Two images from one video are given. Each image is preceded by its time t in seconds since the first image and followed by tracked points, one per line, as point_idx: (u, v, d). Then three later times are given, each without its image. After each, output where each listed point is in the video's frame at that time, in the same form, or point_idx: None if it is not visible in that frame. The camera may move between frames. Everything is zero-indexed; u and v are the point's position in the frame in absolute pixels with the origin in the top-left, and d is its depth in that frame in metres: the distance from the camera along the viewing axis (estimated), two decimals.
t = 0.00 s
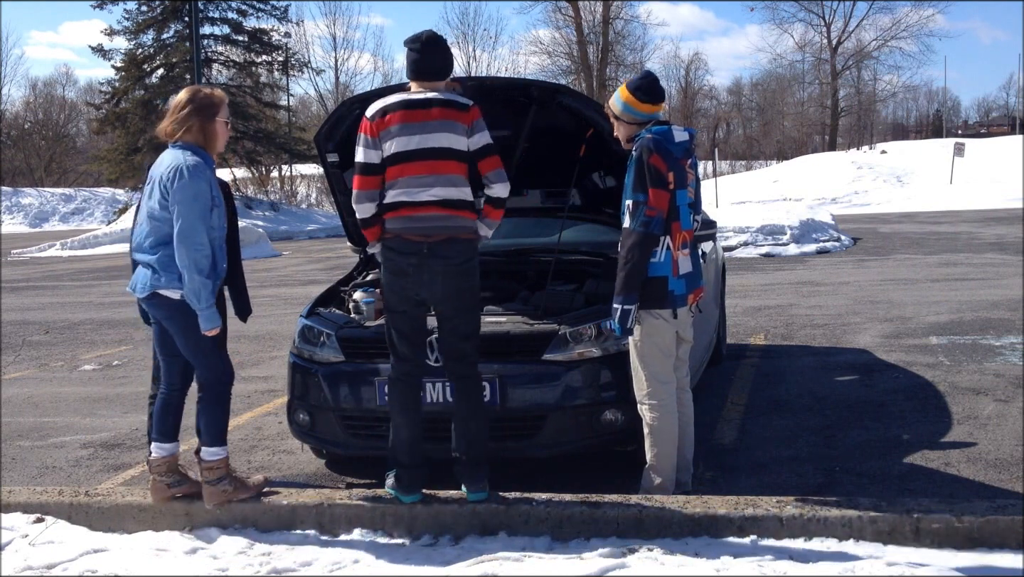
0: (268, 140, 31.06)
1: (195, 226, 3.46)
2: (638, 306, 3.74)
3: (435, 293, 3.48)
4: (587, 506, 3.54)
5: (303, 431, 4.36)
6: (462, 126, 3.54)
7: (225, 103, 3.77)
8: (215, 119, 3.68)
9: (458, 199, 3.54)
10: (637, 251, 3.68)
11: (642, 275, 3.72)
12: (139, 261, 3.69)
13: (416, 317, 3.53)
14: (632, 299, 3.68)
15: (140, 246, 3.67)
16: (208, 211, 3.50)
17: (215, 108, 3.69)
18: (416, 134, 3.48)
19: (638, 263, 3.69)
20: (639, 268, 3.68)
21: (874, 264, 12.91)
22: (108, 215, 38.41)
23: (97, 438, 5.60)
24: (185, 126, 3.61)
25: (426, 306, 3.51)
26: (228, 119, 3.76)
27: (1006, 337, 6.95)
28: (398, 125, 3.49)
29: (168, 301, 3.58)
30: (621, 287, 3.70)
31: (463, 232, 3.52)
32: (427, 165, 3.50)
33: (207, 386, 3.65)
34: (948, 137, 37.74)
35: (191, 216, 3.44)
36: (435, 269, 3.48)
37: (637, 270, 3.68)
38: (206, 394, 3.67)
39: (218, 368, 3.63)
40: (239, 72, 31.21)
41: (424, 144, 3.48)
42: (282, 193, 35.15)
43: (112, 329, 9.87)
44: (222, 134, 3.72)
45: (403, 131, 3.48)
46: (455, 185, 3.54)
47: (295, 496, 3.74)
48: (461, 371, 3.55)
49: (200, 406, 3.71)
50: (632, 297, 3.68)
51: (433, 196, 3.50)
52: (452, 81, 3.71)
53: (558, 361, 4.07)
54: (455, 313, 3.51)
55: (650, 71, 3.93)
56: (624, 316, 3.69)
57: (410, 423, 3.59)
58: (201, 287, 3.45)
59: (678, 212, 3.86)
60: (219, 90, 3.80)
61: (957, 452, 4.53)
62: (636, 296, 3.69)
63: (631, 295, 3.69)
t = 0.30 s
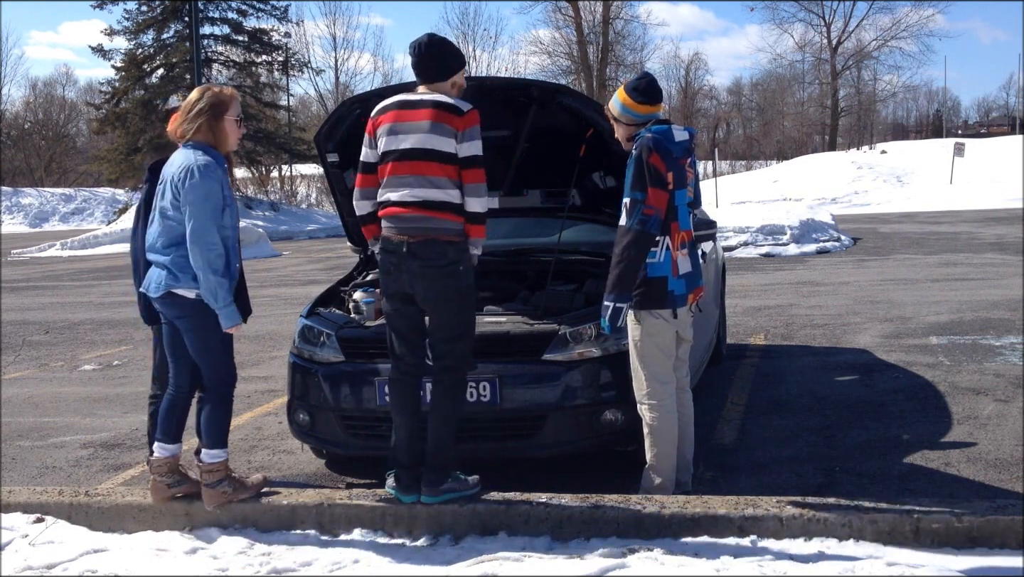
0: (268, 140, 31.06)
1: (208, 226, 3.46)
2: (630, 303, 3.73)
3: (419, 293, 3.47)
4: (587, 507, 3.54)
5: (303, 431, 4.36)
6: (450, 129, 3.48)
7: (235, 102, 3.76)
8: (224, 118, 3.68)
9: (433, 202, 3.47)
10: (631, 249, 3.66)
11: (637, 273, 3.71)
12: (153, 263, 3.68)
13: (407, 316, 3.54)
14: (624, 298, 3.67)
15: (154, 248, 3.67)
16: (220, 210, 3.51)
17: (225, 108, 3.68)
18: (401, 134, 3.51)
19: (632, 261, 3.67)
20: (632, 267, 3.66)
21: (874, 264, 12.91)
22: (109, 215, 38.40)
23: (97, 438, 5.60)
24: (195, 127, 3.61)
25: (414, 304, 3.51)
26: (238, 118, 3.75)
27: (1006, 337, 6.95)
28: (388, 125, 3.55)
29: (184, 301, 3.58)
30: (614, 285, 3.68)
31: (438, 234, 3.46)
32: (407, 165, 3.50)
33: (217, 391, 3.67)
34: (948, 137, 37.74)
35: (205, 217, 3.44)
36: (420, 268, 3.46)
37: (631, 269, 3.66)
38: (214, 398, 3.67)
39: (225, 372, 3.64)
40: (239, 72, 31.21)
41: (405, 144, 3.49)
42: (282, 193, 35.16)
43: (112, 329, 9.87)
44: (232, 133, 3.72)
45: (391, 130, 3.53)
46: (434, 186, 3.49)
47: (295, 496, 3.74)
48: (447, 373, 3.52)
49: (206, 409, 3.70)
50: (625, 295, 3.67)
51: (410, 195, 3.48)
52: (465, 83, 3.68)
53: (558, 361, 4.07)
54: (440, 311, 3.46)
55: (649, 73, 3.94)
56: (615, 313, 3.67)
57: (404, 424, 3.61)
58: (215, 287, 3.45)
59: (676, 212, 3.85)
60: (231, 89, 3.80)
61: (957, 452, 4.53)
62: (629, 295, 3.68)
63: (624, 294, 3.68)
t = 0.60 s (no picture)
0: (268, 140, 31.06)
1: (211, 227, 3.45)
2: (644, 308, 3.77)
3: (416, 293, 3.48)
4: (586, 506, 3.54)
5: (303, 431, 4.36)
6: (449, 130, 3.47)
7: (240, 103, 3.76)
8: (229, 119, 3.68)
9: (429, 203, 3.48)
10: (640, 253, 3.69)
11: (647, 278, 3.74)
12: (162, 264, 3.69)
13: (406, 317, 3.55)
14: (639, 303, 3.71)
15: (162, 249, 3.68)
16: (224, 212, 3.50)
17: (229, 109, 3.68)
18: (403, 134, 3.52)
19: (642, 267, 3.71)
20: (642, 271, 3.70)
21: (874, 264, 12.91)
22: (108, 215, 38.38)
23: (97, 438, 5.60)
24: (201, 126, 3.60)
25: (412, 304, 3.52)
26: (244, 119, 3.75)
27: (1006, 337, 6.95)
28: (391, 124, 3.57)
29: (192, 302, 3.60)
30: (627, 291, 3.72)
31: (433, 234, 3.46)
32: (405, 165, 3.51)
33: (219, 391, 3.66)
34: (948, 137, 37.75)
35: (208, 218, 3.44)
36: (416, 268, 3.47)
37: (639, 273, 3.70)
38: (216, 398, 3.67)
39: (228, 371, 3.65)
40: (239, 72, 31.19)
41: (406, 143, 3.50)
42: (282, 193, 35.16)
43: (112, 329, 9.87)
44: (237, 133, 3.72)
45: (394, 130, 3.55)
46: (431, 188, 3.49)
47: (295, 496, 3.74)
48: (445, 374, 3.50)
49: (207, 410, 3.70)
50: (638, 301, 3.72)
51: (407, 196, 3.49)
52: (476, 83, 3.67)
53: (558, 361, 4.07)
54: (437, 311, 3.46)
55: (647, 70, 3.94)
56: (631, 319, 3.74)
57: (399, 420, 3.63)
58: (216, 289, 3.45)
59: (679, 214, 3.86)
60: (235, 89, 3.80)
61: (957, 452, 4.53)
62: (643, 299, 3.73)
63: (637, 298, 3.72)
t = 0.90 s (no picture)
0: (268, 140, 31.06)
1: (210, 232, 3.45)
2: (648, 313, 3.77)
3: (411, 293, 3.49)
4: (586, 507, 3.54)
5: (303, 431, 4.36)
6: (437, 130, 3.45)
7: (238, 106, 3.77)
8: (227, 120, 3.68)
9: (420, 203, 3.47)
10: (643, 259, 3.69)
11: (650, 282, 3.73)
12: (162, 267, 3.69)
13: (400, 316, 3.57)
14: (643, 307, 3.71)
15: (161, 253, 3.68)
16: (222, 217, 3.50)
17: (228, 111, 3.69)
18: (393, 135, 3.52)
19: (645, 273, 3.71)
20: (646, 276, 3.70)
21: (874, 264, 12.91)
22: (108, 215, 38.39)
23: (97, 438, 5.60)
24: (197, 128, 3.61)
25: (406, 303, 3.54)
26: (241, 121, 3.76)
27: (1006, 337, 6.95)
28: (382, 126, 3.57)
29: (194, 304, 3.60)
30: (631, 297, 3.72)
31: (425, 235, 3.46)
32: (397, 167, 3.51)
33: (221, 390, 3.66)
34: (947, 137, 37.76)
35: (207, 223, 3.44)
36: (409, 269, 3.48)
37: (643, 278, 3.69)
38: (218, 396, 3.67)
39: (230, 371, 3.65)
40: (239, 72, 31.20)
41: (396, 145, 3.50)
42: (282, 193, 35.17)
43: (113, 329, 9.87)
44: (235, 135, 3.72)
45: (384, 132, 3.56)
46: (422, 189, 3.49)
47: (295, 496, 3.74)
48: (440, 374, 3.52)
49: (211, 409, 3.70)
50: (643, 306, 3.71)
51: (398, 197, 3.50)
52: (465, 83, 3.66)
53: (558, 361, 4.07)
54: (432, 311, 3.47)
55: (645, 70, 3.93)
56: (636, 324, 3.72)
57: (386, 423, 3.65)
58: (215, 294, 3.44)
59: (682, 216, 3.86)
60: (234, 91, 3.82)
61: (957, 452, 4.53)
62: (647, 304, 3.72)
63: (641, 304, 3.71)
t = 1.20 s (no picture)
0: (268, 140, 31.05)
1: (186, 236, 3.45)
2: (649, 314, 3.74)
3: (401, 292, 3.49)
4: (586, 507, 3.54)
5: (303, 431, 4.36)
6: (421, 130, 3.45)
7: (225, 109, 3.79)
8: (217, 124, 3.70)
9: (407, 203, 3.47)
10: (649, 257, 3.66)
11: (656, 283, 3.71)
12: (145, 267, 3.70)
13: (390, 315, 3.57)
14: (644, 308, 3.68)
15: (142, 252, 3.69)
16: (201, 220, 3.49)
17: (218, 114, 3.71)
18: (375, 137, 3.51)
19: (650, 272, 3.68)
20: (651, 276, 3.67)
21: (874, 264, 12.91)
22: (109, 214, 38.36)
23: (97, 438, 5.60)
24: (191, 131, 3.62)
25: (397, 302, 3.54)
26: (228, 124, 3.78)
27: (1006, 337, 6.95)
28: (364, 129, 3.57)
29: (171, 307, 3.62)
30: (634, 296, 3.68)
31: (414, 234, 3.46)
32: (381, 168, 3.51)
33: (219, 388, 3.68)
34: (947, 138, 37.77)
35: (184, 227, 3.44)
36: (399, 269, 3.47)
37: (651, 278, 3.67)
38: (218, 394, 3.69)
39: (231, 369, 3.67)
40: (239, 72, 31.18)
41: (380, 147, 3.49)
42: (282, 193, 35.17)
43: (112, 329, 9.87)
44: (224, 139, 3.74)
45: (367, 133, 3.55)
46: (408, 189, 3.49)
47: (294, 496, 3.74)
48: (436, 373, 3.52)
49: (206, 411, 3.71)
50: (643, 306, 3.68)
51: (385, 199, 3.50)
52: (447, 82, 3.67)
53: (558, 361, 4.07)
54: (423, 311, 3.47)
55: (659, 71, 3.94)
56: (634, 325, 3.69)
57: (380, 423, 3.64)
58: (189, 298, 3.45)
59: (692, 217, 3.86)
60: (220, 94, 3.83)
61: (957, 452, 4.53)
62: (649, 305, 3.69)
63: (643, 304, 3.68)
